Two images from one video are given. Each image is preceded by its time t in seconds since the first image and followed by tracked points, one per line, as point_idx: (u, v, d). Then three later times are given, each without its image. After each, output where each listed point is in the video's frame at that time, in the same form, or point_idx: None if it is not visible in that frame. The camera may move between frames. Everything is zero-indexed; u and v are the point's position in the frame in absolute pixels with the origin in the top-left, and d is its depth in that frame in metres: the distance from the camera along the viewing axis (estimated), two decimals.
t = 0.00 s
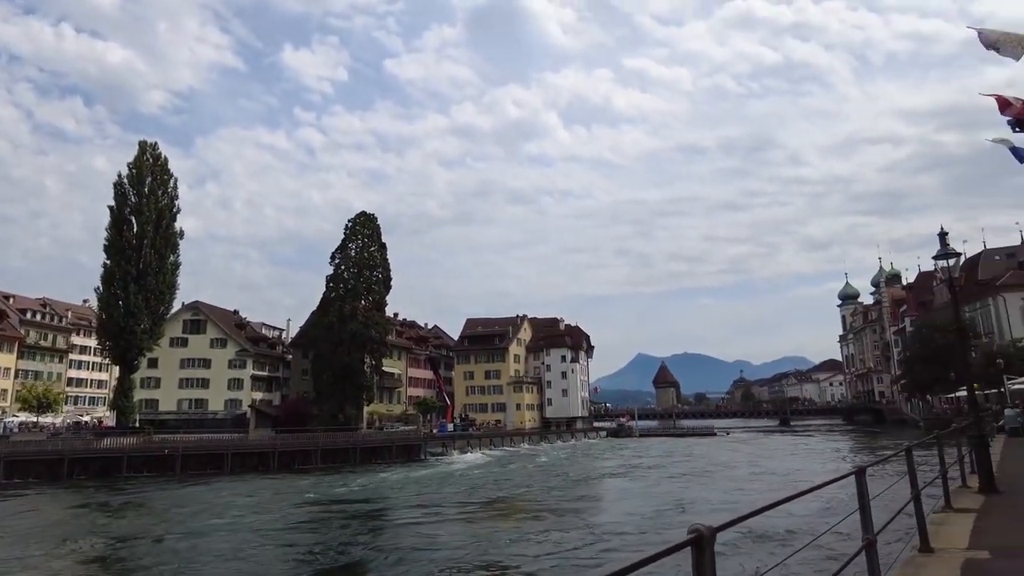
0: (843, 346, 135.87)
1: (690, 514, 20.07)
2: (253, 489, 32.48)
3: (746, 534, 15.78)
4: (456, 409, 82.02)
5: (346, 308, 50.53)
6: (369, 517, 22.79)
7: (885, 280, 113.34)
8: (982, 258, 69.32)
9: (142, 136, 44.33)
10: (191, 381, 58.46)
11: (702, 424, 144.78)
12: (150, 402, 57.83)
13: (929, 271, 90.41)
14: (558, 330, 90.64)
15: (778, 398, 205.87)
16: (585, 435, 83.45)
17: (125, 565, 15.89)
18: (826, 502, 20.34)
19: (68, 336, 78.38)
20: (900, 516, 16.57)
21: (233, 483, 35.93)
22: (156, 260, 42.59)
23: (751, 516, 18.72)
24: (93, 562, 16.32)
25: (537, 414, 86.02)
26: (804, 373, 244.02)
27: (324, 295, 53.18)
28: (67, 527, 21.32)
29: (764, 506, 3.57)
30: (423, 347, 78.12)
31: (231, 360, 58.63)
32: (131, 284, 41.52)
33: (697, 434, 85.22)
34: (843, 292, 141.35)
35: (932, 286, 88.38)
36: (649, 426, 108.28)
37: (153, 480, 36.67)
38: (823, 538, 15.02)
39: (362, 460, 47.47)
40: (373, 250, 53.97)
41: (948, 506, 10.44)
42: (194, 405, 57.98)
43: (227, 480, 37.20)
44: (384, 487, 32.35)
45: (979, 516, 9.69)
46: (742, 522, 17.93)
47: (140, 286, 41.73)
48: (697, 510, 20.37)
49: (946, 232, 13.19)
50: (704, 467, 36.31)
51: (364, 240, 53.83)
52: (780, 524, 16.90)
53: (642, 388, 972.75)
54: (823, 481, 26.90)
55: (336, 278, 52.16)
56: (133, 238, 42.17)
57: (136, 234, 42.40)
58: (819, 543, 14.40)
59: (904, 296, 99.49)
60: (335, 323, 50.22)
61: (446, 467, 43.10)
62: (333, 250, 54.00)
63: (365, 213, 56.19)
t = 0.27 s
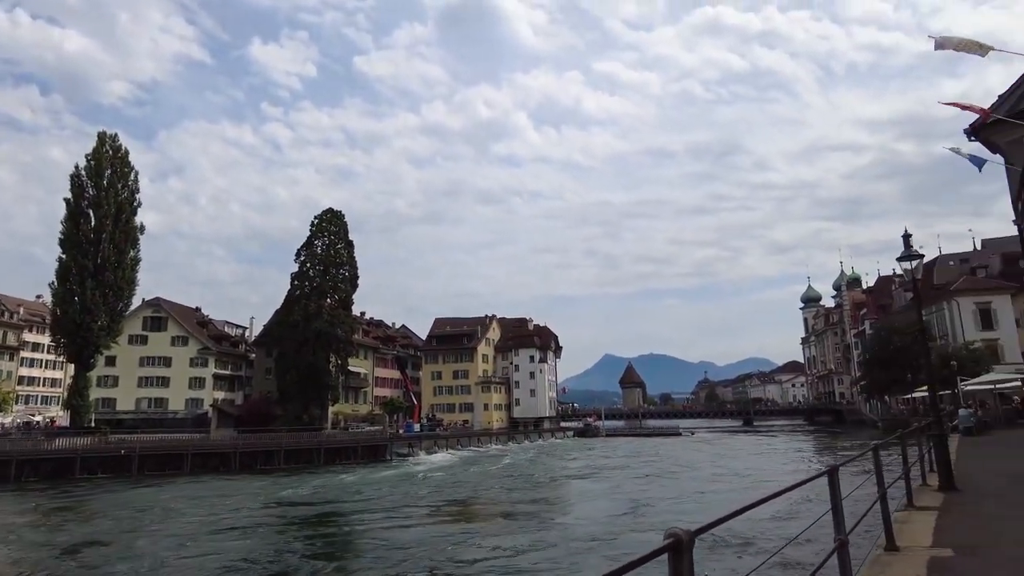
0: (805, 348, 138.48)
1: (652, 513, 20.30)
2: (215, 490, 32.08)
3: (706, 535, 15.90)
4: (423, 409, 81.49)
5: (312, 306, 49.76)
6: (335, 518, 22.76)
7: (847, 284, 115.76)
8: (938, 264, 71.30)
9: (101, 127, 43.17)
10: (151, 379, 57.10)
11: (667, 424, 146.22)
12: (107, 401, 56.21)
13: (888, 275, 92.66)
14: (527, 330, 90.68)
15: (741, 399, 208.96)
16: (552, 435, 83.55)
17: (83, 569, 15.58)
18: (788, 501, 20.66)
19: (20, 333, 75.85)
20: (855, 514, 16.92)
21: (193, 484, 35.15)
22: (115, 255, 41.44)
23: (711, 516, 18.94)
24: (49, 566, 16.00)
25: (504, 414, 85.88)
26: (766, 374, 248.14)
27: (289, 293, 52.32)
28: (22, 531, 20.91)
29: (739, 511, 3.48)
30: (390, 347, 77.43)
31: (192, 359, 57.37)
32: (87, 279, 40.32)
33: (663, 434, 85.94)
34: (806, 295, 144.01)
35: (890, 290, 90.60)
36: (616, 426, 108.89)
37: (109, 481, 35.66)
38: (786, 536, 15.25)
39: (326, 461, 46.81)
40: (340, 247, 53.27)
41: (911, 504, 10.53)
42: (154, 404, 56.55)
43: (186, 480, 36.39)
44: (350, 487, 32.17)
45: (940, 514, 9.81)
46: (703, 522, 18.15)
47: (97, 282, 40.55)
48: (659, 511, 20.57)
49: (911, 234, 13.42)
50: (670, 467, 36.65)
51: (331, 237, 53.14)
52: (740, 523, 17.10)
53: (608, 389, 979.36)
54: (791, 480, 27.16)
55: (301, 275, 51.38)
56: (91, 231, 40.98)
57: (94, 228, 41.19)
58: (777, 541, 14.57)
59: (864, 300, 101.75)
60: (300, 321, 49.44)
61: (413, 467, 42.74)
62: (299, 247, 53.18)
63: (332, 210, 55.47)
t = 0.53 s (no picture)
0: (773, 348, 140.57)
1: (620, 514, 20.42)
2: (181, 490, 31.60)
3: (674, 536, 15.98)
4: (394, 408, 80.87)
5: (280, 303, 48.96)
6: (302, 517, 22.63)
7: (814, 285, 117.72)
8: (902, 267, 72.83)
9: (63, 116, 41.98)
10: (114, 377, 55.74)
11: (638, 423, 147.29)
12: (67, 399, 54.61)
13: (854, 277, 94.44)
14: (499, 329, 90.47)
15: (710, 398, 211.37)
16: (523, 434, 83.43)
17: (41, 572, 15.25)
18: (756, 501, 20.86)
19: None
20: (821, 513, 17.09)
21: (156, 484, 34.34)
22: (77, 249, 40.32)
23: (679, 516, 19.06)
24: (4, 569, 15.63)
25: (476, 413, 85.57)
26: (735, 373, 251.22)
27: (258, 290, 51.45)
28: None
29: (722, 520, 3.38)
30: (360, 345, 76.63)
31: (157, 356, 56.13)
32: (47, 273, 39.20)
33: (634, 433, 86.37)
34: (774, 296, 146.07)
35: (856, 292, 92.40)
36: (587, 425, 109.28)
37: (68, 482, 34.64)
38: (755, 536, 15.32)
39: (294, 461, 46.12)
40: (310, 244, 52.52)
41: (881, 503, 10.59)
42: (117, 402, 55.24)
43: (149, 481, 35.54)
44: (321, 487, 31.87)
45: (910, 513, 9.87)
46: (671, 522, 18.26)
47: (57, 276, 39.43)
48: (629, 511, 20.67)
49: (881, 236, 13.56)
50: (640, 467, 36.86)
51: (300, 233, 52.41)
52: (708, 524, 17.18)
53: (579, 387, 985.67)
54: (763, 479, 27.37)
55: (270, 271, 50.55)
56: (50, 225, 39.83)
57: (54, 221, 40.05)
58: (744, 542, 14.63)
59: (831, 301, 103.55)
60: (268, 318, 48.60)
61: (383, 467, 42.33)
62: (268, 243, 52.33)
63: (302, 205, 54.68)
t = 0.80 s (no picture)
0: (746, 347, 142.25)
1: (595, 514, 20.38)
2: (148, 488, 30.86)
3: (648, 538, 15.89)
4: (369, 406, 80.32)
5: (253, 298, 48.22)
6: (275, 517, 22.22)
7: (786, 285, 119.35)
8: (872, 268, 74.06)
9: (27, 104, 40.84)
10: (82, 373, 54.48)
11: (613, 421, 148.04)
12: (30, 396, 52.80)
13: (826, 278, 95.97)
14: (476, 327, 90.35)
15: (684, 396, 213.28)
16: (499, 431, 83.33)
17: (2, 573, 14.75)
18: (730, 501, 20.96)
19: None
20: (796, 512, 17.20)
21: (124, 482, 33.65)
22: (42, 242, 39.27)
23: (655, 517, 19.02)
24: None
25: (452, 410, 85.29)
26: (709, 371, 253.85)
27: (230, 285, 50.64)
28: None
29: (710, 519, 3.30)
30: (335, 342, 75.94)
31: (126, 351, 55.13)
32: (10, 267, 38.11)
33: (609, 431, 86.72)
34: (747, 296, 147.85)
35: (828, 292, 93.89)
36: (562, 423, 109.54)
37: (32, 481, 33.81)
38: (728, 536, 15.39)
39: (266, 459, 45.52)
40: (284, 238, 51.85)
41: (854, 500, 10.66)
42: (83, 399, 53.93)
43: (117, 479, 34.77)
44: (295, 486, 31.46)
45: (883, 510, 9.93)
46: (646, 522, 18.23)
47: (20, 270, 38.38)
48: (604, 511, 20.64)
49: (857, 235, 13.65)
50: (614, 464, 36.98)
51: (274, 227, 51.69)
52: (682, 525, 17.17)
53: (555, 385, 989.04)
54: (737, 476, 27.54)
55: (243, 266, 49.82)
56: (14, 217, 38.73)
57: (17, 213, 38.94)
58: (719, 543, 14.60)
59: (803, 301, 105.11)
60: (240, 314, 47.83)
61: (357, 465, 41.98)
62: (241, 237, 51.56)
63: (276, 199, 53.94)
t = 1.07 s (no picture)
0: (722, 343, 143.70)
1: (573, 507, 20.29)
2: (120, 484, 30.22)
3: (624, 534, 15.77)
4: (346, 401, 79.71)
5: (229, 291, 47.49)
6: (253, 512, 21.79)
7: (762, 283, 120.72)
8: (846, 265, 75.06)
9: None
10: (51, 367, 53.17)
11: (590, 416, 148.76)
12: None
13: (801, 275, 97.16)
14: (455, 322, 90.08)
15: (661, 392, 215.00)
16: (478, 426, 83.21)
17: None
18: (708, 494, 20.99)
19: None
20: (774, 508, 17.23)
21: (94, 478, 32.94)
22: (9, 232, 38.26)
23: (633, 510, 18.96)
24: None
25: (431, 405, 84.96)
26: (685, 367, 256.06)
27: (205, 277, 49.82)
28: None
29: (704, 521, 3.21)
30: (311, 336, 75.21)
31: (98, 345, 54.07)
32: None
33: (588, 425, 87.02)
34: (724, 293, 149.33)
35: (803, 289, 95.09)
36: (541, 417, 109.71)
37: None
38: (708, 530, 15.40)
39: (242, 454, 44.93)
40: (260, 231, 51.14)
41: (834, 494, 10.67)
42: (53, 393, 52.71)
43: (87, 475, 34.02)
44: (272, 480, 31.05)
45: (864, 505, 9.93)
46: (625, 515, 18.15)
47: None
48: (583, 505, 20.58)
49: (838, 231, 13.68)
50: (593, 459, 36.97)
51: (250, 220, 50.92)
52: (660, 520, 17.09)
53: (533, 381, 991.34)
54: (715, 471, 27.66)
55: (218, 259, 49.03)
56: None
57: None
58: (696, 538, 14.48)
59: (779, 298, 106.30)
60: (215, 307, 47.09)
61: (334, 460, 41.63)
62: (216, 229, 50.74)
63: (252, 191, 53.17)
